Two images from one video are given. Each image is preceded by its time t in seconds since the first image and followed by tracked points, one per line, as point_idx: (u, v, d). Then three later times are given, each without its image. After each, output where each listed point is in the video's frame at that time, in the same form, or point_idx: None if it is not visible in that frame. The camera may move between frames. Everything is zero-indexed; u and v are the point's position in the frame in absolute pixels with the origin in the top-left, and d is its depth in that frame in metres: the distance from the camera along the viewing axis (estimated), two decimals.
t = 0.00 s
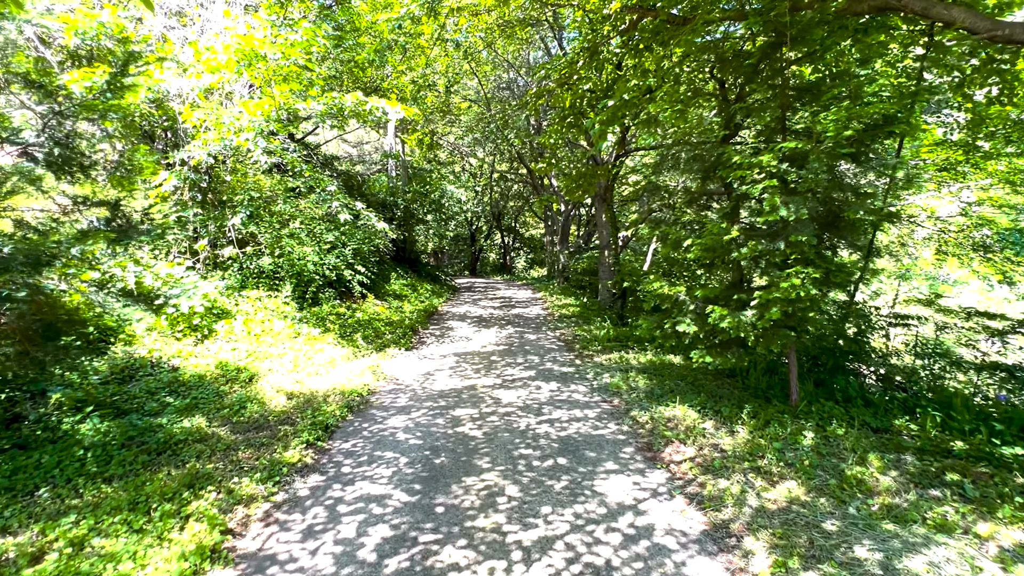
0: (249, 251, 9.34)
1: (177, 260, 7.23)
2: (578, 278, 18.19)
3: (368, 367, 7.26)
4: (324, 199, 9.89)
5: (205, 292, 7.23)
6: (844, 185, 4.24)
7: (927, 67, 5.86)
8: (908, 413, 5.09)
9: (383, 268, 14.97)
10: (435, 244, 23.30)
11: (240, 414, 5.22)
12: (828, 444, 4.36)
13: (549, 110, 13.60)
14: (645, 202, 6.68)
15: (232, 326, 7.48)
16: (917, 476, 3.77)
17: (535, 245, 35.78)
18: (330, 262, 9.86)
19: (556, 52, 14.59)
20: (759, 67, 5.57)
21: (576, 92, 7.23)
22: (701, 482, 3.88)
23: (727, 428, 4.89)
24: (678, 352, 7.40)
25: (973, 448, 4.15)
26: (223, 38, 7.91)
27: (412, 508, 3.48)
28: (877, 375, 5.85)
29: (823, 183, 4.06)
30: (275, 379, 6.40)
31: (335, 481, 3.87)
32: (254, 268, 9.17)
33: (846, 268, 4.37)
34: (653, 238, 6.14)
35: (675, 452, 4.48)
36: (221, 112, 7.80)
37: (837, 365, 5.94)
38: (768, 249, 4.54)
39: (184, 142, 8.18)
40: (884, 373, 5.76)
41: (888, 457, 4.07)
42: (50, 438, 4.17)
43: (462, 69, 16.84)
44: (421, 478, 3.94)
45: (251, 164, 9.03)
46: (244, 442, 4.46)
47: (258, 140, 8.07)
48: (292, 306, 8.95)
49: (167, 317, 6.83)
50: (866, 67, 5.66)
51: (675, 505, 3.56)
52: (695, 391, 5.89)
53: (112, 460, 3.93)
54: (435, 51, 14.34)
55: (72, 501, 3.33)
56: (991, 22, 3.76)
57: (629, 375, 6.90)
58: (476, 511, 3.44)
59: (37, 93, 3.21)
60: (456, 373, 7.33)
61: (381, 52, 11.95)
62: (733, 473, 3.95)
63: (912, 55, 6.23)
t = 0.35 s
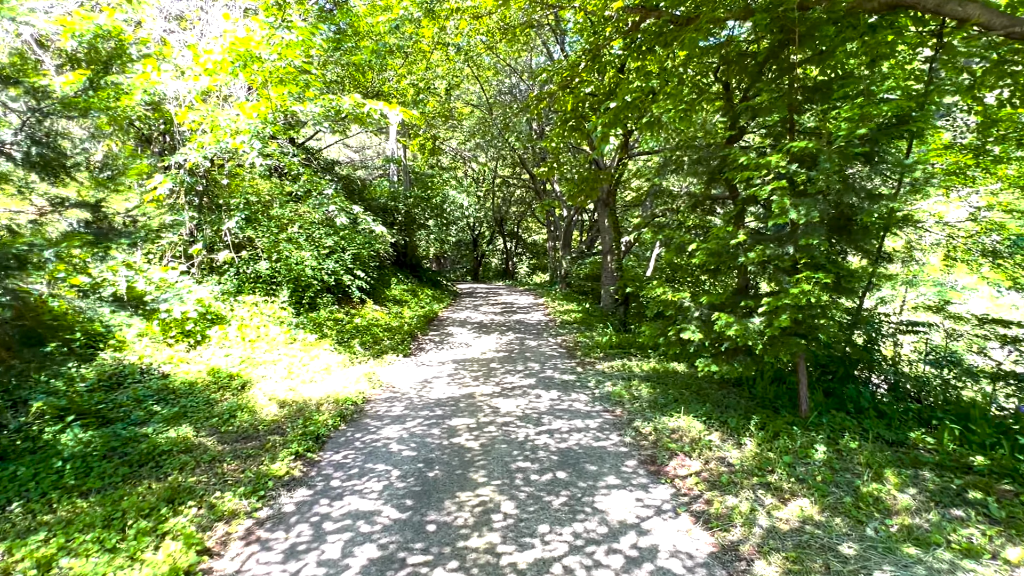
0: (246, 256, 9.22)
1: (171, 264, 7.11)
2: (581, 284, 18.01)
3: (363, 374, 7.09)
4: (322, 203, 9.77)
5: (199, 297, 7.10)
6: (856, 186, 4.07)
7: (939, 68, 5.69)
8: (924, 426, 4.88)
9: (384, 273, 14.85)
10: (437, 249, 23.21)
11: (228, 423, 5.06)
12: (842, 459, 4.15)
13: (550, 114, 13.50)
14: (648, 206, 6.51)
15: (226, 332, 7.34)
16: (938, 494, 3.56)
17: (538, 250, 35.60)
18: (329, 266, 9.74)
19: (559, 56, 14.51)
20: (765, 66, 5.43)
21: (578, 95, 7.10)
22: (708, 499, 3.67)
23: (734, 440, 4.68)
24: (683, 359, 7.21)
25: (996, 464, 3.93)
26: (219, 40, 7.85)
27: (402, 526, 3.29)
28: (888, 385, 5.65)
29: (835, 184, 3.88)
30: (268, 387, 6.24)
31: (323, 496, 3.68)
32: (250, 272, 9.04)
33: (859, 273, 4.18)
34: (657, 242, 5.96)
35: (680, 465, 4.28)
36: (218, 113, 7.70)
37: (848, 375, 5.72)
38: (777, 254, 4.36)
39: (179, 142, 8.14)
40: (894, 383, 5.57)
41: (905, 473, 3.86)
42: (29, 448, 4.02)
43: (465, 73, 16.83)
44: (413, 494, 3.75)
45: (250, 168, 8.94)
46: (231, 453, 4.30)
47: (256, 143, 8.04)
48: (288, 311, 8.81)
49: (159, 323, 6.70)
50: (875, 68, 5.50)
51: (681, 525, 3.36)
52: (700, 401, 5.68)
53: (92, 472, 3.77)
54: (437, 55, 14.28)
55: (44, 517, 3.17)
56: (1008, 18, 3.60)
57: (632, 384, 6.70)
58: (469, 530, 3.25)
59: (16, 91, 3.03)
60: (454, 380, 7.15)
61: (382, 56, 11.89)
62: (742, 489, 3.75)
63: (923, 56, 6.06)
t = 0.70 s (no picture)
0: (238, 261, 9.05)
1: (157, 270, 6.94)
2: (581, 292, 17.80)
3: (353, 384, 6.87)
4: (315, 207, 9.59)
5: (186, 303, 6.91)
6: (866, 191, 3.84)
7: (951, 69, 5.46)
8: (938, 446, 4.61)
9: (381, 279, 14.68)
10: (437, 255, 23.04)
11: (206, 436, 4.83)
12: (852, 481, 3.88)
13: (551, 119, 13.34)
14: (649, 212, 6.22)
15: (213, 340, 7.13)
16: (957, 523, 3.30)
17: (540, 256, 35.41)
18: (323, 272, 9.57)
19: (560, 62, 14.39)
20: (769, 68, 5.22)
21: (577, 98, 6.91)
22: (709, 527, 3.41)
23: (736, 459, 4.42)
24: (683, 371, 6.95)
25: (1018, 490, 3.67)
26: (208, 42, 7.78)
27: (377, 555, 3.05)
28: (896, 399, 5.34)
29: (845, 188, 3.64)
30: (252, 397, 6.03)
31: (295, 519, 3.44)
32: (242, 278, 8.86)
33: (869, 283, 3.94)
34: (657, 249, 5.73)
35: (679, 487, 4.02)
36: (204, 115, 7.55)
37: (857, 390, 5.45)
38: (782, 262, 4.12)
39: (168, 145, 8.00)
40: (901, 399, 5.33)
41: (920, 499, 3.60)
42: None
43: (466, 79, 16.76)
44: (392, 517, 3.51)
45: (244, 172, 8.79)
46: (204, 470, 4.07)
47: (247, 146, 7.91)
48: (280, 318, 8.62)
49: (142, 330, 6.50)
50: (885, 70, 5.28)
51: (678, 556, 3.11)
52: (701, 417, 5.42)
53: (53, 491, 3.54)
54: (437, 60, 14.17)
55: None
56: None
57: (630, 397, 6.43)
58: (449, 561, 3.01)
59: None
60: (446, 391, 6.91)
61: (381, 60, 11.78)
62: (746, 514, 3.49)
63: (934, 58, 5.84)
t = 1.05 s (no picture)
0: (241, 258, 8.99)
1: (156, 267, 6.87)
2: (589, 290, 17.54)
3: (352, 384, 6.74)
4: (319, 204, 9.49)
5: (184, 301, 6.84)
6: (889, 188, 3.61)
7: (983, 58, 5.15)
8: (964, 457, 4.35)
9: (386, 276, 14.60)
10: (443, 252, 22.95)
11: (200, 437, 4.73)
12: (871, 495, 3.65)
13: (559, 114, 13.13)
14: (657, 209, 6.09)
15: (212, 338, 7.05)
16: (987, 542, 3.07)
17: (548, 254, 35.12)
18: (327, 270, 9.49)
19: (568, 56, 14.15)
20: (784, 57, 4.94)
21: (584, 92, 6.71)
22: (717, 543, 3.21)
23: (747, 469, 4.21)
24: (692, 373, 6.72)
25: None
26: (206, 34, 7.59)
27: (365, 570, 2.89)
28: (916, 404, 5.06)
29: (867, 182, 3.41)
30: (250, 397, 5.93)
31: (283, 527, 3.30)
32: (244, 275, 8.79)
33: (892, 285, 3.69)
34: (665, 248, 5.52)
35: (686, 497, 3.82)
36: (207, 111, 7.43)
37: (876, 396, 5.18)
38: (797, 262, 3.91)
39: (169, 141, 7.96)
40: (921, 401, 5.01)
41: (946, 515, 3.37)
42: None
43: (473, 75, 16.59)
44: (384, 526, 3.35)
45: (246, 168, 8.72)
46: (194, 473, 3.96)
47: (247, 142, 7.81)
48: (282, 316, 8.53)
49: (141, 328, 6.44)
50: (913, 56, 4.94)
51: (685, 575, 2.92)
52: (710, 422, 5.21)
53: (37, 495, 3.45)
54: (443, 55, 14.00)
55: None
56: None
57: (636, 400, 6.23)
58: None
59: None
60: (448, 392, 6.76)
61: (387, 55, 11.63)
62: (758, 530, 3.28)
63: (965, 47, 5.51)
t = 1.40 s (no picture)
0: (238, 254, 8.86)
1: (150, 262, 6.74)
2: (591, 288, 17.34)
3: (349, 382, 6.60)
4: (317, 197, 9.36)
5: (179, 297, 6.73)
6: (910, 178, 3.42)
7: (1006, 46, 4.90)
8: (982, 462, 4.17)
9: (387, 273, 14.46)
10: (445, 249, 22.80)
11: (190, 436, 4.60)
12: (887, 501, 3.48)
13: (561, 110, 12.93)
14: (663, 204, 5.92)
15: (207, 335, 6.93)
16: (1012, 554, 2.89)
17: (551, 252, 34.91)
18: (326, 266, 9.36)
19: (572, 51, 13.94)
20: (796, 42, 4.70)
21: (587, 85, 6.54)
22: (725, 553, 3.04)
23: (755, 473, 4.04)
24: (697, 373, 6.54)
25: None
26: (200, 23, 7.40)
27: None
28: (927, 407, 4.87)
29: (887, 171, 3.21)
30: (244, 395, 5.80)
31: (270, 532, 3.17)
32: (241, 271, 8.67)
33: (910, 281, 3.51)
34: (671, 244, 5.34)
35: (692, 503, 3.66)
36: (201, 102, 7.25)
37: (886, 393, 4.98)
38: (810, 257, 3.72)
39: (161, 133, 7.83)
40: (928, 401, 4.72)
41: (968, 524, 3.19)
42: None
43: (475, 70, 16.42)
44: (375, 532, 3.21)
45: (244, 162, 8.58)
46: (182, 473, 3.83)
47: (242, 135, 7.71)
48: (280, 312, 8.40)
49: (133, 324, 6.31)
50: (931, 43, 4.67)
51: None
52: (716, 423, 5.04)
53: (17, 496, 3.32)
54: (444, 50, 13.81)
55: None
56: None
57: (639, 400, 6.06)
58: None
59: None
60: (447, 391, 6.61)
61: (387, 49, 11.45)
62: (767, 538, 3.12)
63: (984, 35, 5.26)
